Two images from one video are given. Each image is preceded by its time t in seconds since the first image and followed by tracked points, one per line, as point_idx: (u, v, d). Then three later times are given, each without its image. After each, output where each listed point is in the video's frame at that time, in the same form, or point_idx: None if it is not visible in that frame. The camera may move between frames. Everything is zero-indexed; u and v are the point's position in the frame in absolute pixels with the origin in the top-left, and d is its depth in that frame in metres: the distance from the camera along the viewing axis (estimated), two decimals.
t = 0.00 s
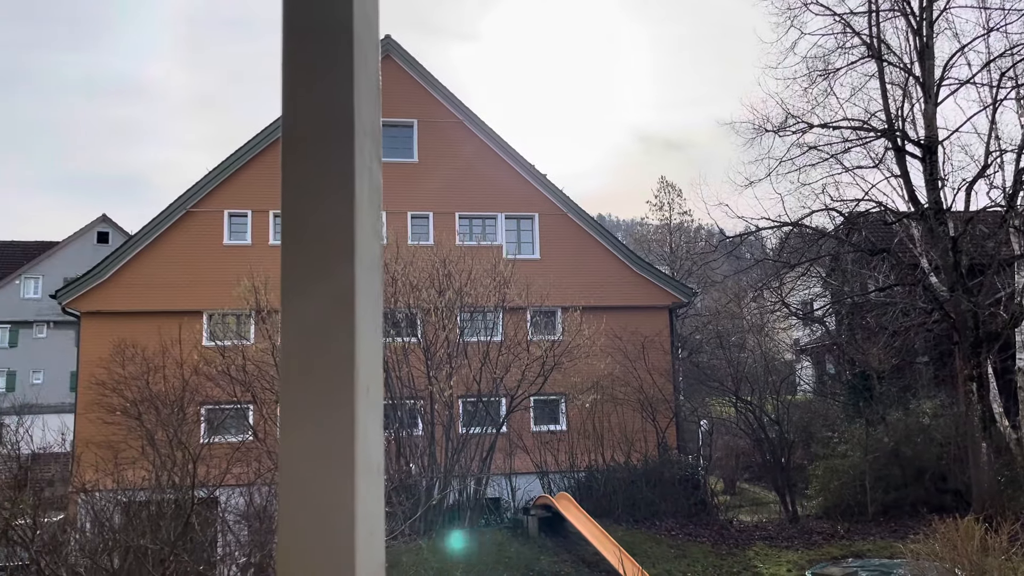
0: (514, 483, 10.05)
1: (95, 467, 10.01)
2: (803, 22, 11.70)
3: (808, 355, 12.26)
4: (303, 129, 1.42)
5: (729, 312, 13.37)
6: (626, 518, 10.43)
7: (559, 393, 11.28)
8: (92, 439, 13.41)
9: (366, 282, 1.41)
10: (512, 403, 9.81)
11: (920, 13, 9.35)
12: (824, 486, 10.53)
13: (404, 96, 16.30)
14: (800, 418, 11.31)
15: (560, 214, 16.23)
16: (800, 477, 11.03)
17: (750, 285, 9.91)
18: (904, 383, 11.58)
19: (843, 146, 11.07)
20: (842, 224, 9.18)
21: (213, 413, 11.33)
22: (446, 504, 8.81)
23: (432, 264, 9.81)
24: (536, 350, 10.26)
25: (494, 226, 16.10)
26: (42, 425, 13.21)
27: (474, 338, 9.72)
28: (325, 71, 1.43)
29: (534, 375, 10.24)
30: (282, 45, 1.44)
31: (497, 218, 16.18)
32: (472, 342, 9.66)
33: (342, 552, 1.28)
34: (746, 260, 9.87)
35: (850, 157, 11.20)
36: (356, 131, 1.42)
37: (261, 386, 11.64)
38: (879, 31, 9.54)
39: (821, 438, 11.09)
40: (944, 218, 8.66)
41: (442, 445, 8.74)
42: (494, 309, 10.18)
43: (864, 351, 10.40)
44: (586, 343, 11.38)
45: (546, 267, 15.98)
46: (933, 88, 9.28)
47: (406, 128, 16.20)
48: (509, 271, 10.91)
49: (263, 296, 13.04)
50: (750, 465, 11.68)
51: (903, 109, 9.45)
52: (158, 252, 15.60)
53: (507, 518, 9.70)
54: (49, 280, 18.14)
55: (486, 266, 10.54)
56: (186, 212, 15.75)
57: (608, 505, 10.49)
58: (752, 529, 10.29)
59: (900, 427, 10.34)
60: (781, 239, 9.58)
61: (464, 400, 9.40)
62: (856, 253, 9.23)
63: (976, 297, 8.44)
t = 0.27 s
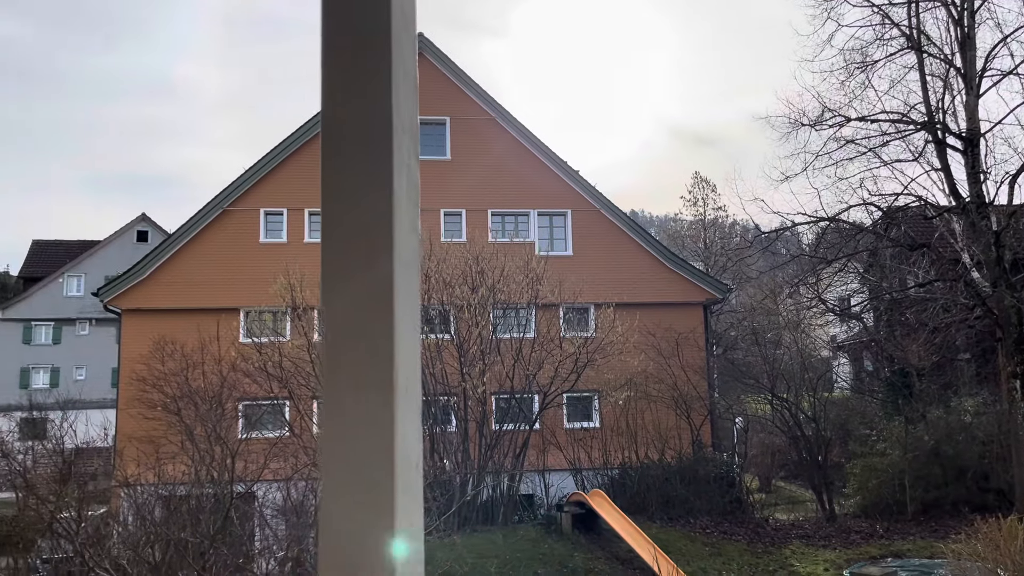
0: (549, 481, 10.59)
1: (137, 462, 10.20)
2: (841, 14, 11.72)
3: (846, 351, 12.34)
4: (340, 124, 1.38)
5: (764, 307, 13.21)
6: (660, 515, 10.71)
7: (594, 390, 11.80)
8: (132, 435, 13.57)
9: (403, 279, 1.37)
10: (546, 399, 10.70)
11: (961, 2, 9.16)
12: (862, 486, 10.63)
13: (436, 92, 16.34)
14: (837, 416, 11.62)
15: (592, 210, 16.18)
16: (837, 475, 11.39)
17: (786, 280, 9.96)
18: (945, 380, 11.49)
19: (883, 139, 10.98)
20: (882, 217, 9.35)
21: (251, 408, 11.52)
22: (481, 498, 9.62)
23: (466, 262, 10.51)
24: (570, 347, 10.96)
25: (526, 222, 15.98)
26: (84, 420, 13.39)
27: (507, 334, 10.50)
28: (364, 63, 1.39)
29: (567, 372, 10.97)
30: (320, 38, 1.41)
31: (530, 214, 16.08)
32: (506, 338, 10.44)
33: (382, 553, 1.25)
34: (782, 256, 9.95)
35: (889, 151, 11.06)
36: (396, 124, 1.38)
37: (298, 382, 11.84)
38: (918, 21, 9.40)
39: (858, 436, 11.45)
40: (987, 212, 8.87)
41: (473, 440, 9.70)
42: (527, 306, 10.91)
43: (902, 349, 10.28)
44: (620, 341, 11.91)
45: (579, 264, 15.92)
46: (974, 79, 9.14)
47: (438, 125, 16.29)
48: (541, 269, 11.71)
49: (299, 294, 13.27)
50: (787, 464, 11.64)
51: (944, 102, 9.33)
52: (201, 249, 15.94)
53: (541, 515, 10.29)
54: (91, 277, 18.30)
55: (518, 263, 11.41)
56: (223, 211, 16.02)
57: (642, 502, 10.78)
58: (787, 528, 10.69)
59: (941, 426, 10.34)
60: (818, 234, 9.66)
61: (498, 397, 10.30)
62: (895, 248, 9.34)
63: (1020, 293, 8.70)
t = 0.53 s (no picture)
0: (580, 477, 11.14)
1: (177, 456, 10.39)
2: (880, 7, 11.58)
3: (883, 348, 12.14)
4: (381, 130, 1.42)
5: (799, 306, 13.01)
6: (694, 514, 10.90)
7: (626, 386, 12.56)
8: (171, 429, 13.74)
9: (442, 281, 1.40)
10: (579, 395, 11.58)
11: None
12: (901, 484, 10.68)
13: (469, 90, 16.46)
14: (874, 413, 11.64)
15: (625, 207, 16.10)
16: (876, 474, 11.32)
17: (824, 276, 10.83)
18: (986, 378, 11.19)
19: (922, 132, 10.85)
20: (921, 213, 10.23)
21: (287, 404, 11.71)
22: (514, 495, 9.95)
23: (499, 259, 11.58)
24: (602, 344, 11.98)
25: (559, 218, 15.93)
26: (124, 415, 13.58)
27: (538, 331, 11.46)
28: (403, 70, 1.42)
29: (601, 367, 11.94)
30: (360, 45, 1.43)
31: (562, 211, 16.03)
32: (537, 335, 11.42)
33: (423, 550, 1.28)
34: (820, 253, 10.98)
35: (928, 144, 10.90)
36: (436, 130, 1.41)
37: (333, 378, 12.04)
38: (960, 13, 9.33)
39: (898, 436, 11.33)
40: None
41: (508, 435, 10.24)
42: (559, 304, 11.89)
43: (942, 347, 9.81)
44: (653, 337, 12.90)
45: (610, 261, 15.87)
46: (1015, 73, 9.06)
47: (470, 123, 16.39)
48: (574, 265, 12.66)
49: (334, 290, 13.46)
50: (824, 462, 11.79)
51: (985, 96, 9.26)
52: (233, 249, 16.00)
53: (573, 513, 10.58)
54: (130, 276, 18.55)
55: (551, 261, 12.25)
56: (258, 209, 16.07)
57: (677, 499, 10.97)
58: (824, 528, 10.82)
59: (983, 424, 10.14)
60: (854, 231, 10.57)
61: (530, 393, 11.12)
62: (934, 244, 10.17)
63: None
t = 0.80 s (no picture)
0: (612, 474, 11.69)
1: (216, 451, 10.62)
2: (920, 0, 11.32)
3: (919, 345, 11.67)
4: (412, 112, 1.33)
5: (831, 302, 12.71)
6: (727, 510, 11.45)
7: (657, 383, 12.52)
8: (208, 424, 13.95)
9: (477, 270, 1.30)
10: (610, 393, 11.79)
11: None
12: (940, 483, 11.40)
13: (502, 87, 16.49)
14: (912, 410, 11.98)
15: (658, 203, 16.18)
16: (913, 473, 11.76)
17: (858, 273, 10.73)
18: None
19: (962, 125, 10.66)
20: (960, 208, 10.11)
21: (322, 399, 11.92)
22: (546, 491, 10.54)
23: (530, 256, 11.75)
24: (634, 341, 12.05)
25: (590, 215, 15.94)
26: (162, 411, 13.81)
27: (570, 328, 11.73)
28: (435, 48, 1.34)
29: (631, 365, 12.00)
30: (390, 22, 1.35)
31: (594, 207, 16.00)
32: (569, 332, 11.72)
33: (458, 559, 1.18)
34: (854, 249, 10.76)
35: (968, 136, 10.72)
36: (468, 110, 1.32)
37: (367, 375, 12.25)
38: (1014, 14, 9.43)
39: (936, 434, 11.88)
40: None
41: (539, 430, 10.71)
42: (591, 301, 12.10)
43: (983, 344, 10.71)
44: (685, 333, 12.87)
45: (642, 258, 15.87)
46: None
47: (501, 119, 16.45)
48: (606, 261, 12.76)
49: (368, 288, 13.65)
50: (860, 460, 11.98)
51: None
52: (269, 246, 16.33)
53: (604, 508, 11.32)
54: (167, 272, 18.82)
55: (583, 258, 12.35)
56: (293, 207, 16.54)
57: (710, 497, 11.57)
58: (860, 526, 11.13)
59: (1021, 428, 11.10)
60: (892, 224, 10.68)
61: (560, 390, 11.36)
62: (974, 239, 9.93)
63: None
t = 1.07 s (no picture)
0: (644, 472, 11.86)
1: (249, 447, 10.72)
2: None
3: (956, 345, 11.09)
4: (452, 124, 1.50)
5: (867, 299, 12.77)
6: (759, 509, 11.67)
7: (688, 380, 12.42)
8: (241, 419, 14.11)
9: (513, 263, 1.45)
10: (641, 390, 11.96)
11: None
12: (978, 482, 11.02)
13: (534, 86, 16.70)
14: (949, 408, 11.88)
15: (690, 198, 16.15)
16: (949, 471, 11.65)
17: (895, 269, 10.59)
18: None
19: (1002, 118, 10.42)
20: (999, 203, 9.97)
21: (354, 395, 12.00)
22: (575, 489, 10.69)
23: (561, 253, 11.78)
24: (665, 339, 11.97)
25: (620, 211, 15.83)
26: (198, 408, 14.02)
27: (600, 325, 11.66)
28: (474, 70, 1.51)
29: (664, 362, 12.01)
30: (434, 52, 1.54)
31: (624, 203, 15.94)
32: (599, 328, 11.65)
33: (493, 514, 1.34)
34: (888, 244, 10.87)
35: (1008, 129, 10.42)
36: (504, 122, 1.48)
37: (400, 371, 12.37)
38: None
39: (974, 432, 11.55)
40: None
41: (571, 427, 11.00)
42: (620, 297, 11.93)
43: None
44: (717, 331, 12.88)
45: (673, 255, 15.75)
46: None
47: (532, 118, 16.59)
48: (638, 258, 12.65)
49: (399, 285, 13.75)
50: (895, 458, 12.14)
51: None
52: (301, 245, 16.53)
53: (636, 506, 11.53)
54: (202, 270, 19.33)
55: (614, 254, 12.33)
56: (326, 205, 16.87)
57: (742, 495, 11.80)
58: (896, 525, 10.98)
59: None
60: (928, 220, 10.54)
61: (593, 387, 11.67)
62: (1013, 234, 9.67)
63: None
